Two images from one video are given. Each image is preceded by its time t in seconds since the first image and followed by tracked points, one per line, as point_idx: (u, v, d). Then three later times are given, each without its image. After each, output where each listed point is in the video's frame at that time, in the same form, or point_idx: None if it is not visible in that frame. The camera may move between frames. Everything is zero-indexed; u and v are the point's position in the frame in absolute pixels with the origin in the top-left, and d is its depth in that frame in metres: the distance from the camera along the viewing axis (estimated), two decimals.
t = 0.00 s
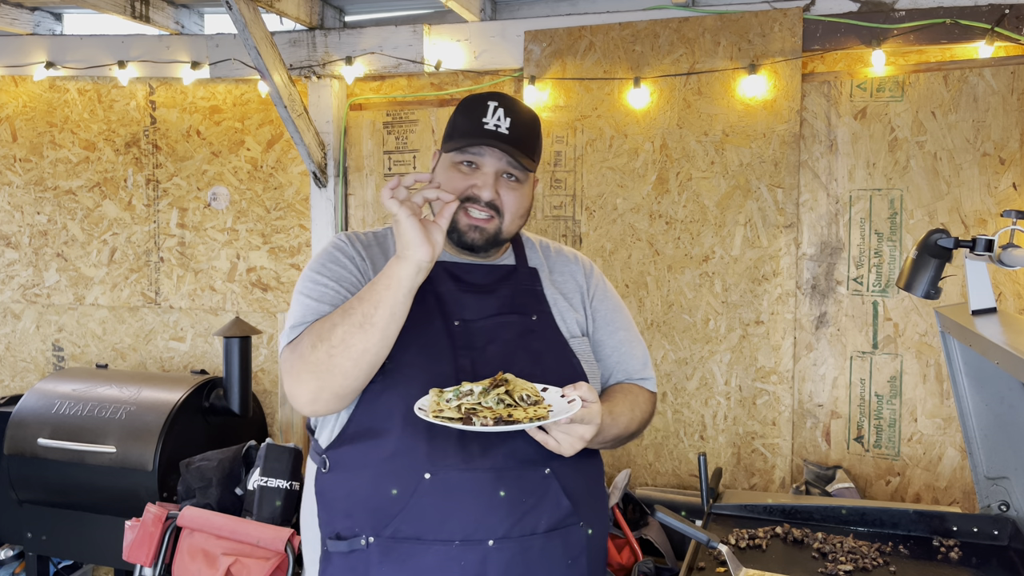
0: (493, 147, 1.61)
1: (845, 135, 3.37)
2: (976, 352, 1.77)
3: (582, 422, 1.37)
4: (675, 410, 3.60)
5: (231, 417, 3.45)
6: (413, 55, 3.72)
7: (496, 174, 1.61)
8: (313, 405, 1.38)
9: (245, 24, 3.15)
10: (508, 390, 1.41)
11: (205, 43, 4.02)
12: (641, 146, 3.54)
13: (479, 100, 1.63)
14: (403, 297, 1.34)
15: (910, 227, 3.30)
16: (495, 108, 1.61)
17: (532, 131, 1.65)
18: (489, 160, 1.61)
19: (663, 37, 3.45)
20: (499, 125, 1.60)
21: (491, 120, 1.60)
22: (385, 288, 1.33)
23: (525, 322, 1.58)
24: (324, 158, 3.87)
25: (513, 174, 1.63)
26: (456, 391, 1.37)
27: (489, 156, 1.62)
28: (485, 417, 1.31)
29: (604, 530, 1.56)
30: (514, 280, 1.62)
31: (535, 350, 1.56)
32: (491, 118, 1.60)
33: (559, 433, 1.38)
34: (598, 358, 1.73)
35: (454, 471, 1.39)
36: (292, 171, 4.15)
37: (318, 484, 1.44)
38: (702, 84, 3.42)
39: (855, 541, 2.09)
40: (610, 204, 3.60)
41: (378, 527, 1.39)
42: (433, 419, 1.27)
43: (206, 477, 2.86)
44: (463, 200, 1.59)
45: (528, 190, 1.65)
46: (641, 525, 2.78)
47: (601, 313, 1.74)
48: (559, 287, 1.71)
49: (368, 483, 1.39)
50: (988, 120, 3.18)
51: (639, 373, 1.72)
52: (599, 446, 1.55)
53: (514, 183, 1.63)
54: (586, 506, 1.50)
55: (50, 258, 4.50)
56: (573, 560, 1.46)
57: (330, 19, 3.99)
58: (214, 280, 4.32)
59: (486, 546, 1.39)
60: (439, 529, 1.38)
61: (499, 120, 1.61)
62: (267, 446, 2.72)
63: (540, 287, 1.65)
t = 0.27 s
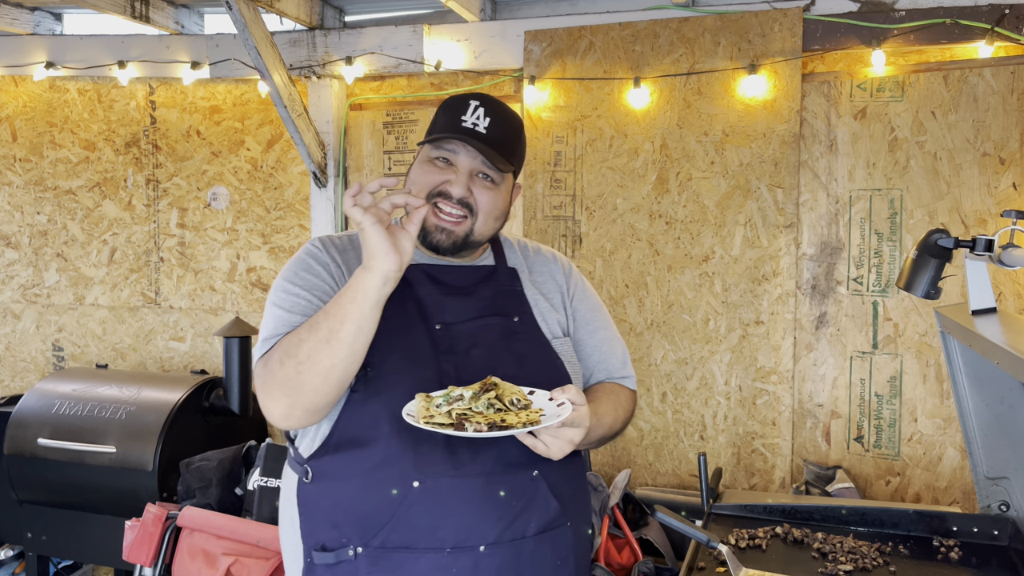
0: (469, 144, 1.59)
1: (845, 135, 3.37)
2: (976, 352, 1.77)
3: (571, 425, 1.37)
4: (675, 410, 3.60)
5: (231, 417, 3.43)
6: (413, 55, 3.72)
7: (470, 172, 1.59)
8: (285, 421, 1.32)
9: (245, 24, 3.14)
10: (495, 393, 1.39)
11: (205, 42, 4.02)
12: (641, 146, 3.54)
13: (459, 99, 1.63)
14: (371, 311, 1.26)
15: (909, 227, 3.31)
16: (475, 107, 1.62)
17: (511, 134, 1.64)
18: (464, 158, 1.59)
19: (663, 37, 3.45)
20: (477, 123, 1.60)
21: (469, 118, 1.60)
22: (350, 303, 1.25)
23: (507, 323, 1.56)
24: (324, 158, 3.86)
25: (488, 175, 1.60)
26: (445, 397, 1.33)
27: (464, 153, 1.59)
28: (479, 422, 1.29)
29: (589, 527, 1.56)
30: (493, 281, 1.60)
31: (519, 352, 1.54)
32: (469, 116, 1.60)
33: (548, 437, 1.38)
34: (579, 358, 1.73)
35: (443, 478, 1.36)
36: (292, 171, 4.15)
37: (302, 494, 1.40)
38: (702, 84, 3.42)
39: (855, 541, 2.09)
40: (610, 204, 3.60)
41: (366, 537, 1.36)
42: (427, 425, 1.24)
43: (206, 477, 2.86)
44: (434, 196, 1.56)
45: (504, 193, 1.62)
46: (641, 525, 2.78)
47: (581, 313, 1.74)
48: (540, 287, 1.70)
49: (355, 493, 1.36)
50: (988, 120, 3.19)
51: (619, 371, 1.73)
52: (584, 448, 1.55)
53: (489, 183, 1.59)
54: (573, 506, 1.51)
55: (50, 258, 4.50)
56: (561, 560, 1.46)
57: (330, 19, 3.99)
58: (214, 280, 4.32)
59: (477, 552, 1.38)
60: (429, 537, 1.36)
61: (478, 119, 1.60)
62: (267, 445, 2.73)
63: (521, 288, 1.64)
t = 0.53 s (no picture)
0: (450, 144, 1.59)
1: (846, 135, 3.37)
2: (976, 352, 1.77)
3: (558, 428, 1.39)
4: (675, 410, 3.60)
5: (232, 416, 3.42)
6: (413, 55, 3.72)
7: (451, 173, 1.58)
8: (263, 434, 1.30)
9: (245, 24, 3.14)
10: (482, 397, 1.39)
11: (205, 42, 4.02)
12: (641, 146, 3.54)
13: (439, 97, 1.62)
14: (351, 318, 1.26)
15: (910, 227, 3.31)
16: (455, 105, 1.61)
17: (491, 132, 1.64)
18: (445, 158, 1.58)
19: (663, 37, 3.45)
20: (458, 122, 1.59)
21: (449, 117, 1.59)
22: (331, 310, 1.25)
23: (490, 327, 1.55)
24: (324, 158, 3.86)
25: (470, 175, 1.60)
26: (433, 402, 1.33)
27: (445, 153, 1.59)
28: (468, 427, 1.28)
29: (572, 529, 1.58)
30: (475, 283, 1.59)
31: (502, 356, 1.55)
32: (450, 115, 1.59)
33: (535, 440, 1.40)
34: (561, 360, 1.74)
35: (429, 487, 1.36)
36: (292, 171, 4.15)
37: (281, 505, 1.37)
38: (702, 84, 3.42)
39: (854, 541, 2.09)
40: (610, 204, 3.60)
41: (351, 548, 1.35)
42: (419, 432, 1.24)
43: (206, 477, 2.86)
44: (415, 197, 1.55)
45: (485, 193, 1.62)
46: (641, 526, 2.77)
47: (562, 314, 1.75)
48: (522, 289, 1.71)
49: (339, 505, 1.34)
50: (988, 120, 3.18)
51: (600, 373, 1.74)
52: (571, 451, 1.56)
53: (470, 184, 1.59)
54: (556, 509, 1.52)
55: (50, 258, 4.50)
56: (547, 563, 1.48)
57: (330, 19, 4.00)
58: (214, 280, 4.32)
59: (464, 561, 1.38)
60: (417, 546, 1.36)
61: (458, 118, 1.60)
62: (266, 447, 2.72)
63: (502, 290, 1.64)
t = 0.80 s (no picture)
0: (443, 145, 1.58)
1: (846, 135, 3.37)
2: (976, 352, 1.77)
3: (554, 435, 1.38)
4: (675, 410, 3.60)
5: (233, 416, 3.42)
6: (413, 55, 3.72)
7: (447, 174, 1.59)
8: (218, 455, 1.38)
9: (245, 24, 3.14)
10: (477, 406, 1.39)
11: (205, 43, 4.02)
12: (641, 146, 3.54)
13: (427, 96, 1.59)
14: (319, 399, 1.26)
15: (910, 227, 3.31)
16: (444, 105, 1.58)
17: (480, 128, 1.63)
18: (440, 160, 1.58)
19: (663, 37, 3.45)
20: (450, 122, 1.58)
21: (441, 118, 1.58)
22: (302, 389, 1.25)
23: (480, 329, 1.57)
24: (324, 158, 3.87)
25: (465, 174, 1.60)
26: (430, 412, 1.33)
27: (439, 154, 1.59)
28: (466, 435, 1.28)
29: (562, 532, 1.60)
30: (466, 284, 1.62)
31: (492, 358, 1.56)
32: (440, 116, 1.57)
33: (531, 449, 1.39)
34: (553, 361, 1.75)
35: (419, 494, 1.37)
36: (292, 171, 4.15)
37: (272, 511, 1.39)
38: (702, 84, 3.43)
39: (855, 541, 2.09)
40: (610, 204, 3.60)
41: (342, 554, 1.37)
42: (422, 440, 1.22)
43: (205, 477, 2.84)
44: (415, 202, 1.55)
45: (480, 191, 1.64)
46: (641, 526, 2.77)
47: (554, 316, 1.76)
48: (513, 290, 1.72)
49: (330, 511, 1.36)
50: (988, 120, 3.18)
51: (591, 374, 1.76)
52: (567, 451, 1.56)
53: (466, 183, 1.60)
54: (547, 513, 1.53)
55: (50, 258, 4.50)
56: (537, 567, 1.49)
57: (330, 19, 4.00)
58: (214, 280, 4.32)
59: (455, 566, 1.39)
60: (407, 553, 1.37)
61: (449, 117, 1.58)
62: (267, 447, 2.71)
63: (492, 291, 1.65)
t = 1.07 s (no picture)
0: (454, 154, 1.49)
1: (846, 135, 3.37)
2: (976, 352, 1.77)
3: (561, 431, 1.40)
4: (675, 410, 3.60)
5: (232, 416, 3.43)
6: (413, 55, 3.72)
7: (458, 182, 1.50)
8: (223, 446, 1.44)
9: (245, 24, 3.14)
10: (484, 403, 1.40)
11: (205, 43, 4.02)
12: (641, 146, 3.54)
13: (435, 103, 1.48)
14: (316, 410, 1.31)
15: (909, 227, 3.31)
16: (453, 114, 1.48)
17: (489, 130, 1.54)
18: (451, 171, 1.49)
19: (663, 37, 3.45)
20: (460, 134, 1.48)
21: (451, 130, 1.47)
22: (301, 402, 1.29)
23: (484, 325, 1.57)
24: (324, 158, 3.87)
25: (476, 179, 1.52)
26: (437, 407, 1.35)
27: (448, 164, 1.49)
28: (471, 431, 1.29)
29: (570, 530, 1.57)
30: (470, 282, 1.61)
31: (496, 354, 1.56)
32: (450, 127, 1.47)
33: (537, 444, 1.41)
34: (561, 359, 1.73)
35: (420, 487, 1.37)
36: (292, 171, 4.15)
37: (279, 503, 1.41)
38: (702, 84, 3.43)
39: (855, 541, 2.09)
40: (610, 204, 3.60)
41: (344, 546, 1.37)
42: (426, 436, 1.24)
43: (205, 477, 2.85)
44: (428, 216, 1.48)
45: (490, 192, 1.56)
46: (641, 526, 2.77)
47: (561, 312, 1.73)
48: (519, 287, 1.70)
49: (332, 503, 1.37)
50: (988, 120, 3.18)
51: (601, 372, 1.72)
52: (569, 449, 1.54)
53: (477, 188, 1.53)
54: (553, 510, 1.51)
55: (51, 258, 4.50)
56: (542, 564, 1.46)
57: (330, 19, 4.00)
58: (214, 280, 4.32)
59: (456, 560, 1.37)
60: (408, 546, 1.36)
61: (459, 128, 1.48)
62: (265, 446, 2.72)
63: (498, 287, 1.64)
